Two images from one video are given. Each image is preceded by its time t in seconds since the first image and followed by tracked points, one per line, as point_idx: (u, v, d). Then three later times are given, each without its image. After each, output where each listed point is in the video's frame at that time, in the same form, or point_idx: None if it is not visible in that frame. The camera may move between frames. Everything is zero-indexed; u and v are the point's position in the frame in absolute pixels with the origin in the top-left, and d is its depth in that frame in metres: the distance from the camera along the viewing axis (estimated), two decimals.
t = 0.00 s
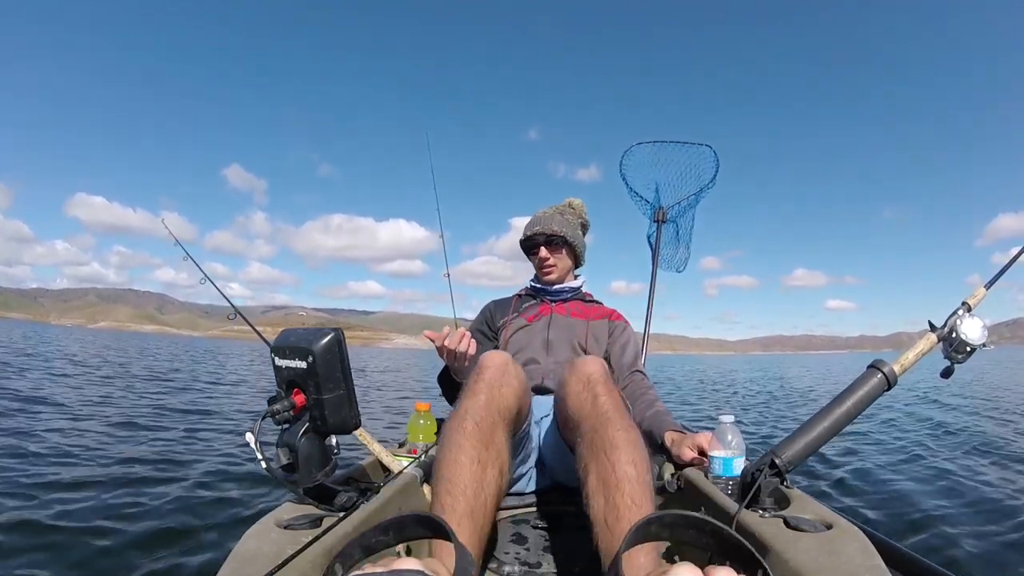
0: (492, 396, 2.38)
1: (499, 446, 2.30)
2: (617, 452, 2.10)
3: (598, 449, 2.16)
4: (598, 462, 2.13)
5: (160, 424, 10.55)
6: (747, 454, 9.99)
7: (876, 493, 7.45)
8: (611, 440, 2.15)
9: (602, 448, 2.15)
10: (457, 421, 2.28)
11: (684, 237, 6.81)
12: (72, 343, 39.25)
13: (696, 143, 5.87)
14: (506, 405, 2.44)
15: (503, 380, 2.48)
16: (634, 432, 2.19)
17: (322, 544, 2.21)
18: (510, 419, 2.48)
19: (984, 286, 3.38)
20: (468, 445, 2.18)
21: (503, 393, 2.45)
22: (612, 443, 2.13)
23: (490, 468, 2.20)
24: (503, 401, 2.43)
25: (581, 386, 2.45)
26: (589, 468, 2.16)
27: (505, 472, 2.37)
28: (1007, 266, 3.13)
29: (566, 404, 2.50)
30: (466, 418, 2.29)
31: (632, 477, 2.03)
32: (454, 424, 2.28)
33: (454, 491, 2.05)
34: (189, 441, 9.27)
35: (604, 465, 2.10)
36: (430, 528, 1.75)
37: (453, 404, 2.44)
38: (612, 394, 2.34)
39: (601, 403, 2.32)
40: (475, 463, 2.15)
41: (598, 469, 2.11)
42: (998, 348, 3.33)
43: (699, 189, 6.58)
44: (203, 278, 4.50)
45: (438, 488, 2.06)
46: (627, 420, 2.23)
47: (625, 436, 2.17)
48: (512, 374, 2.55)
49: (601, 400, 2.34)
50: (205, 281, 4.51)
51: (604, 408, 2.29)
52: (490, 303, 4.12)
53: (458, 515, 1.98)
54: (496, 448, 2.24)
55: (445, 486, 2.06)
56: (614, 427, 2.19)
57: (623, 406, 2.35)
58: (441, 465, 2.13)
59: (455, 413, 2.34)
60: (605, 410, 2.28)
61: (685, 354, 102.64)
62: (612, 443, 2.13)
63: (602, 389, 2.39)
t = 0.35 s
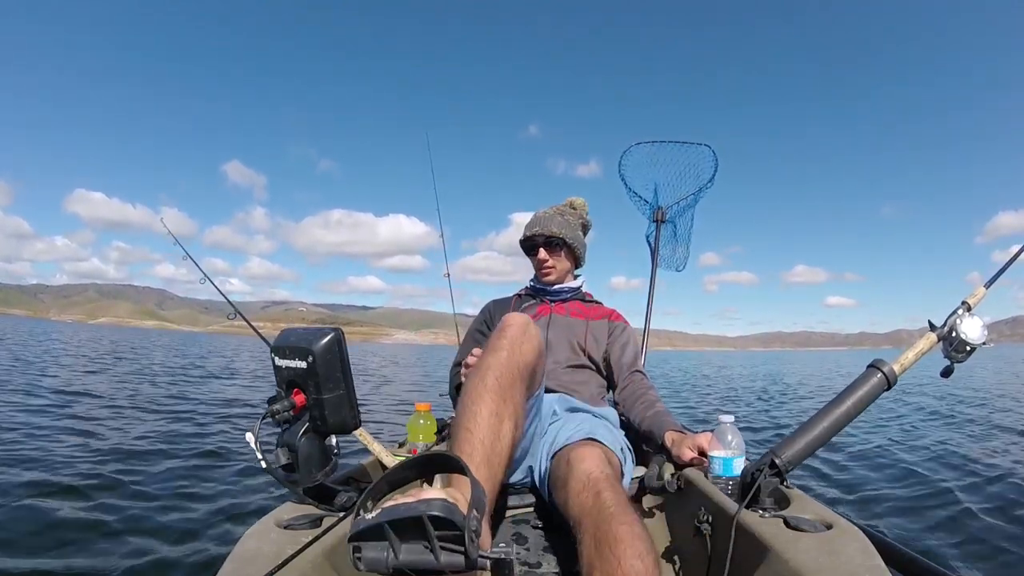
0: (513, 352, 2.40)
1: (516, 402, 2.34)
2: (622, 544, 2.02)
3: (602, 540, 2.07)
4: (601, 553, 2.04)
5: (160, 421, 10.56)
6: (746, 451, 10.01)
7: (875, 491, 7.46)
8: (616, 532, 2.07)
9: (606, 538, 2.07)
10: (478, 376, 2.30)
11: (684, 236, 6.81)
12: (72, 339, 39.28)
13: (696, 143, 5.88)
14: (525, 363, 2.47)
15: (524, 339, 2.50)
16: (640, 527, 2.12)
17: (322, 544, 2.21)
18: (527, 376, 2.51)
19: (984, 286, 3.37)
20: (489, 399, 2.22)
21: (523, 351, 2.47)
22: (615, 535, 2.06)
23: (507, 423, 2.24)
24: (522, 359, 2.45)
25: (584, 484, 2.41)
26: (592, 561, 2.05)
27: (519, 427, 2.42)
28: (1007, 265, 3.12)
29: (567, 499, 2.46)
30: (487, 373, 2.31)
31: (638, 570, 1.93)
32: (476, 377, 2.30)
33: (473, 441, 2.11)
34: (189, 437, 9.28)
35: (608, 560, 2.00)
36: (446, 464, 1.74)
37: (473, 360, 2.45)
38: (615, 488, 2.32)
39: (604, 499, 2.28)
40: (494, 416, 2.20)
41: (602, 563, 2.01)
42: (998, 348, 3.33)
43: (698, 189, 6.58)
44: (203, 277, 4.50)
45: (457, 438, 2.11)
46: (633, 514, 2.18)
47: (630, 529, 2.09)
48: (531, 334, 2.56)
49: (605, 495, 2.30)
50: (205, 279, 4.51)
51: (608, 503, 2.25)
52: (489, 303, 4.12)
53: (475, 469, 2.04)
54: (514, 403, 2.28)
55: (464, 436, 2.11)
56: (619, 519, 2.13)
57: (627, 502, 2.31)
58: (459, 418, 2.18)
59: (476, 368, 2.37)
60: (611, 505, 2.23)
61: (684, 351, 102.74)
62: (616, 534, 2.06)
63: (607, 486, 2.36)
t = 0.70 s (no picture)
0: (490, 380, 2.38)
1: (496, 431, 2.28)
2: (619, 462, 2.07)
3: (600, 457, 2.12)
4: (600, 471, 2.08)
5: (161, 419, 10.58)
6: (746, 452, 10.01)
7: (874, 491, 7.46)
8: (615, 450, 2.11)
9: (605, 457, 2.11)
10: (455, 404, 2.25)
11: (684, 236, 6.80)
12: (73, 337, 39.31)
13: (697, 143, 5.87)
14: (504, 390, 2.43)
15: (502, 364, 2.48)
16: (638, 442, 2.15)
17: (322, 544, 2.21)
18: (507, 403, 2.48)
19: (984, 287, 3.37)
20: (466, 430, 2.14)
21: (501, 378, 2.44)
22: (613, 453, 2.09)
23: (487, 454, 2.18)
24: (501, 385, 2.42)
25: (583, 397, 2.41)
26: (591, 481, 2.11)
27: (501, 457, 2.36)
28: (1008, 267, 3.11)
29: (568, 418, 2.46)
30: (465, 403, 2.26)
31: (636, 486, 1.99)
32: (452, 407, 2.25)
33: (451, 476, 2.03)
34: (189, 436, 9.30)
35: (606, 477, 2.05)
36: (431, 501, 1.73)
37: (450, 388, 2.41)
38: (612, 402, 2.31)
39: (602, 415, 2.29)
40: (473, 448, 2.13)
41: (600, 480, 2.07)
42: (999, 350, 3.32)
43: (699, 189, 6.57)
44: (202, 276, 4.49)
45: (435, 471, 2.02)
46: (630, 430, 2.20)
47: (628, 445, 2.13)
48: (509, 359, 2.54)
49: (603, 411, 2.30)
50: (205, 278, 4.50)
51: (606, 417, 2.26)
52: (494, 300, 4.11)
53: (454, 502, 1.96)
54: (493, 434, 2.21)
55: (442, 469, 2.02)
56: (617, 437, 2.15)
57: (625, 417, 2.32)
58: (437, 450, 2.11)
59: (453, 397, 2.31)
60: (608, 421, 2.24)
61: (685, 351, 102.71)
62: (614, 452, 2.10)
63: (605, 400, 2.36)
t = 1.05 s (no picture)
0: (480, 460, 2.28)
1: (489, 510, 2.14)
2: (612, 395, 2.13)
3: (595, 392, 2.17)
4: (594, 404, 2.16)
5: (161, 418, 10.59)
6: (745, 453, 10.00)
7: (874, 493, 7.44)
8: (607, 382, 2.16)
9: (598, 390, 2.17)
10: (444, 484, 2.14)
11: (683, 236, 6.79)
12: (74, 335, 39.38)
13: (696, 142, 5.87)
14: (495, 472, 2.32)
15: (492, 446, 2.42)
16: (629, 373, 2.19)
17: (322, 545, 2.21)
18: (499, 488, 2.35)
19: (984, 287, 3.36)
20: (455, 507, 2.02)
21: (491, 460, 2.35)
22: (606, 385, 2.16)
23: (478, 534, 2.01)
24: (492, 467, 2.32)
25: (578, 331, 2.36)
26: (586, 411, 2.19)
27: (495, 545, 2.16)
28: (1008, 267, 3.10)
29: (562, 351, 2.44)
30: (453, 483, 2.15)
31: (626, 417, 2.08)
32: (439, 487, 2.13)
33: (438, 558, 1.86)
34: (189, 434, 9.31)
35: (600, 410, 2.13)
36: None
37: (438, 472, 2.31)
38: (607, 339, 2.26)
39: (596, 350, 2.26)
40: (462, 529, 1.97)
41: (594, 411, 2.15)
42: (999, 350, 3.31)
43: (698, 189, 6.56)
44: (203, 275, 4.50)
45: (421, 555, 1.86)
46: (621, 362, 2.22)
47: (620, 377, 2.17)
48: (500, 443, 2.47)
49: (597, 344, 2.28)
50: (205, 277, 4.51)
51: (601, 354, 2.24)
52: (497, 297, 4.11)
53: None
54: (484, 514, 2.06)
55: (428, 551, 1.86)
56: (609, 369, 2.19)
57: (619, 351, 2.31)
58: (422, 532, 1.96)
59: (442, 479, 2.20)
60: (602, 354, 2.24)
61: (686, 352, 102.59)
62: (608, 385, 2.16)
63: (599, 334, 2.32)
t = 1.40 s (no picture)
0: (475, 491, 2.28)
1: (484, 540, 2.12)
2: (609, 374, 2.14)
3: (592, 372, 2.19)
4: (590, 384, 2.17)
5: (163, 423, 10.61)
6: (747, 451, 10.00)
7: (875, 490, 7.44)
8: (604, 363, 2.17)
9: (595, 371, 2.18)
10: (439, 513, 2.13)
11: (684, 236, 6.81)
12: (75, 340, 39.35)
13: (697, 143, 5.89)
14: (490, 501, 2.32)
15: (490, 477, 2.42)
16: (626, 356, 2.19)
17: (322, 544, 2.22)
18: (495, 518, 2.34)
19: (984, 287, 3.36)
20: (450, 536, 2.00)
21: (487, 491, 2.35)
22: (604, 367, 2.16)
23: (474, 564, 1.98)
24: (488, 497, 2.31)
25: (578, 311, 2.38)
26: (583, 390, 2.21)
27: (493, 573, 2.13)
28: (1008, 267, 3.11)
29: (562, 331, 2.46)
30: (448, 512, 2.14)
31: (621, 398, 2.09)
32: (435, 516, 2.12)
33: None
34: (191, 438, 9.33)
35: (596, 388, 2.14)
36: None
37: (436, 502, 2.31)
38: (606, 320, 2.27)
39: (597, 331, 2.27)
40: (457, 558, 1.95)
41: (591, 390, 2.16)
42: (999, 349, 3.32)
43: (698, 189, 6.58)
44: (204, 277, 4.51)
45: None
46: (620, 345, 2.23)
47: (618, 360, 2.18)
48: (496, 474, 2.47)
49: (597, 326, 2.28)
50: (206, 280, 4.53)
51: (601, 335, 2.25)
52: (495, 300, 4.13)
53: None
54: (480, 543, 2.04)
55: None
56: (607, 352, 2.20)
57: (617, 333, 2.31)
58: (417, 562, 1.94)
59: (438, 509, 2.19)
60: (601, 336, 2.25)
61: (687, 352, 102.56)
62: (605, 366, 2.16)
63: (600, 316, 2.32)
